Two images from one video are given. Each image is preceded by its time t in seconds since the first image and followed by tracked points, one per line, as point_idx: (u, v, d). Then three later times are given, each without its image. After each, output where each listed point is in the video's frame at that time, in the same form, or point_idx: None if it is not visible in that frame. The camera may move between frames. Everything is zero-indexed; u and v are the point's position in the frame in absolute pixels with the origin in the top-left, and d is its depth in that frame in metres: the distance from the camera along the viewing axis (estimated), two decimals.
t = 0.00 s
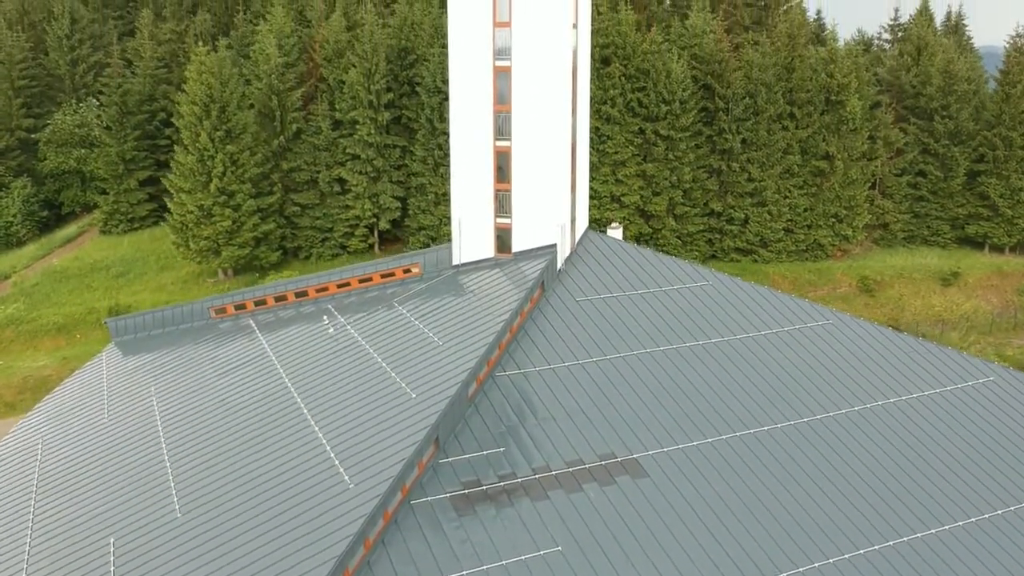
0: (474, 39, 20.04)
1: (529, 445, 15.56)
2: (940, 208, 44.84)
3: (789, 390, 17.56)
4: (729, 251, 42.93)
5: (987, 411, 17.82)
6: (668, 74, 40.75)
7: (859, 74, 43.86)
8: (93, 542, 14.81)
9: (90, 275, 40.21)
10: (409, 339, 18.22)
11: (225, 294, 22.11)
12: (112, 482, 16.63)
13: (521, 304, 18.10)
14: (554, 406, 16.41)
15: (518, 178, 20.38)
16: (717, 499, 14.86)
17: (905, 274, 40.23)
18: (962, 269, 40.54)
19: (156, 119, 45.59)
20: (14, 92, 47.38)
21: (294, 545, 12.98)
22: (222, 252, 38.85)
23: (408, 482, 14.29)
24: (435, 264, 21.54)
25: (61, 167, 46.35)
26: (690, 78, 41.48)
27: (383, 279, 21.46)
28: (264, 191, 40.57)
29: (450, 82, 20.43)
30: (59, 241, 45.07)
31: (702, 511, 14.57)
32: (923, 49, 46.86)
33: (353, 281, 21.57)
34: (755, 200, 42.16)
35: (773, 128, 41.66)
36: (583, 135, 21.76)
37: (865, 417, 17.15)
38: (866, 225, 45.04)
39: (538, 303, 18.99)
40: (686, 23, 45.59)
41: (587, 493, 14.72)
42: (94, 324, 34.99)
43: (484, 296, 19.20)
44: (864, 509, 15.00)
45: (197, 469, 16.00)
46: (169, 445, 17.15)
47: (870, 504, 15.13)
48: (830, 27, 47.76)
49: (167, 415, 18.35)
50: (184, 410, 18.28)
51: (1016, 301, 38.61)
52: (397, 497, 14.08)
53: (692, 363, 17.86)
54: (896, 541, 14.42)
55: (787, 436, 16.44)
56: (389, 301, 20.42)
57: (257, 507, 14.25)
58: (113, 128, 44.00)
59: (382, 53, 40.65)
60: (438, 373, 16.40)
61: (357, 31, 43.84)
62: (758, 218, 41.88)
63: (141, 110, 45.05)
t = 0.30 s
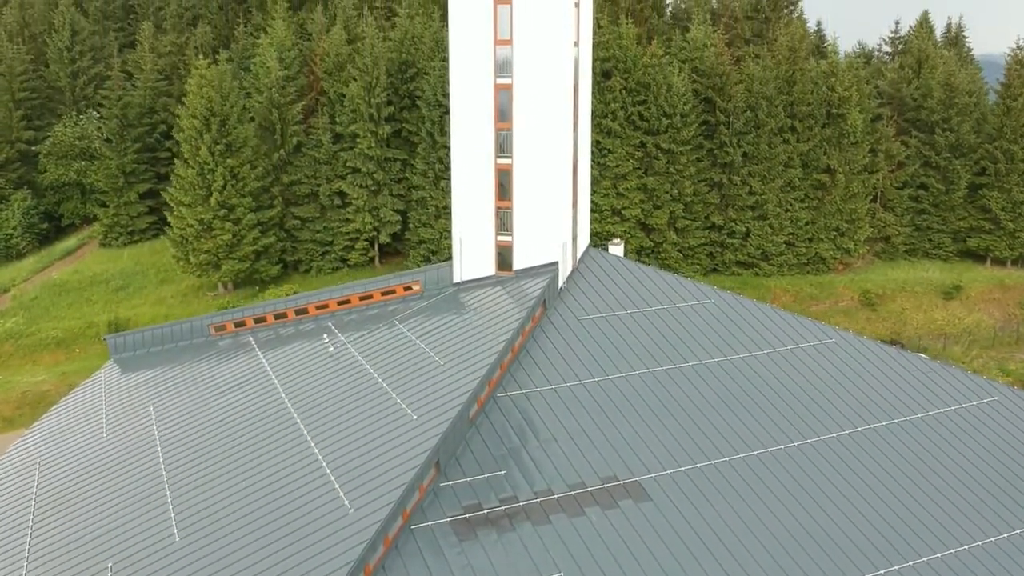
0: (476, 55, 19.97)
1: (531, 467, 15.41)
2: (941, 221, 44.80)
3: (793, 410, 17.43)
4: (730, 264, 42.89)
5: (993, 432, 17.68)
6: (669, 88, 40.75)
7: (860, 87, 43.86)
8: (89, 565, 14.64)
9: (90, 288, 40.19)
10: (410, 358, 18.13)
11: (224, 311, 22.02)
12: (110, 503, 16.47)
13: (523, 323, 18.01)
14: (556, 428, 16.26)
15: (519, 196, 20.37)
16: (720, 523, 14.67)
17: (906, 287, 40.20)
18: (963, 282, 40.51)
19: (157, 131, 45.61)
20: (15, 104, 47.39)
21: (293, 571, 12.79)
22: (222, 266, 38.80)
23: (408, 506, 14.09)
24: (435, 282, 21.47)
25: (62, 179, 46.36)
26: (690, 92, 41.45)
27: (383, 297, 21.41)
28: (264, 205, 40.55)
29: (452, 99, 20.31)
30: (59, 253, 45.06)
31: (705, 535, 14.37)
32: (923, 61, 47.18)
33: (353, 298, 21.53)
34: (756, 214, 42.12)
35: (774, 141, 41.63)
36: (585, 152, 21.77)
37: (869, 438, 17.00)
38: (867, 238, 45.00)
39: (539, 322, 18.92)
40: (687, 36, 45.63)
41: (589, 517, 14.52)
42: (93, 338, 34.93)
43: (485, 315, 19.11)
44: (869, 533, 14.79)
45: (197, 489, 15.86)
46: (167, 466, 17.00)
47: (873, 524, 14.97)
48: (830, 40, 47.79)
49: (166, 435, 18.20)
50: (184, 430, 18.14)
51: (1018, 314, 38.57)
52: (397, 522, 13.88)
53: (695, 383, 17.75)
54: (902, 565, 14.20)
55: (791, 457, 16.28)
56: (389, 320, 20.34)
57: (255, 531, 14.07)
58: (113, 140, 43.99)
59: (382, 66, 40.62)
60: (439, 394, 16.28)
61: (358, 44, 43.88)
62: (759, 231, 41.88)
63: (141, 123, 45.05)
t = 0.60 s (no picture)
0: (477, 75, 19.97)
1: (533, 493, 15.18)
2: (943, 235, 44.70)
3: (796, 433, 17.27)
4: (732, 279, 42.86)
5: (999, 455, 17.50)
6: (670, 103, 40.74)
7: (862, 102, 43.88)
8: None
9: (90, 303, 40.08)
10: (411, 380, 18.00)
11: (224, 330, 21.91)
12: (107, 527, 16.24)
13: (524, 345, 17.90)
14: (558, 453, 16.06)
15: (521, 215, 20.34)
16: (725, 551, 14.42)
17: (908, 303, 40.07)
18: (966, 297, 40.39)
19: (156, 145, 45.58)
20: (15, 117, 47.37)
21: None
22: (222, 281, 38.64)
23: (409, 535, 13.77)
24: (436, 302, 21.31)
25: (61, 193, 46.28)
26: (691, 107, 41.45)
27: (383, 316, 21.28)
28: (264, 220, 40.54)
29: (453, 119, 20.33)
30: (59, 267, 44.99)
31: (710, 563, 14.10)
32: (925, 76, 47.38)
33: (353, 318, 21.41)
34: (757, 229, 42.08)
35: (776, 156, 41.59)
36: (587, 171, 21.75)
37: (873, 462, 16.82)
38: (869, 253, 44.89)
39: (541, 342, 18.80)
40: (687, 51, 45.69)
41: (593, 545, 14.26)
42: (92, 355, 34.78)
43: (487, 335, 18.96)
44: (875, 560, 14.55)
45: (193, 515, 15.61)
46: (165, 490, 16.78)
47: (879, 551, 14.72)
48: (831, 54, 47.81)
49: (164, 458, 18.01)
50: (183, 453, 17.96)
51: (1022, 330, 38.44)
52: (398, 552, 13.55)
53: (698, 405, 17.60)
54: None
55: (795, 482, 16.08)
56: (390, 340, 20.22)
57: (253, 557, 13.81)
58: (113, 154, 43.91)
59: (383, 81, 40.60)
60: (440, 418, 16.08)
61: (359, 58, 43.91)
62: (761, 246, 41.80)
63: (141, 137, 45.00)
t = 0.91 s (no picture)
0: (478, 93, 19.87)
1: (535, 518, 14.96)
2: (946, 248, 44.55)
3: (802, 455, 17.06)
4: (733, 293, 42.63)
5: (1007, 477, 17.27)
6: (672, 116, 40.73)
7: (863, 115, 43.86)
8: None
9: (89, 316, 39.95)
10: (411, 400, 17.86)
11: (222, 348, 21.76)
12: (103, 548, 16.06)
13: (526, 365, 17.76)
14: (560, 476, 15.85)
15: (522, 233, 20.23)
16: None
17: (911, 317, 39.93)
18: (969, 311, 40.23)
19: (156, 158, 45.54)
20: (15, 128, 47.27)
21: None
22: (221, 295, 38.49)
23: (408, 562, 13.53)
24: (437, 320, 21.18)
25: (60, 205, 46.16)
26: (692, 120, 41.43)
27: (384, 334, 21.14)
28: (264, 234, 40.44)
29: (454, 137, 20.24)
30: (58, 280, 44.88)
31: None
32: (925, 88, 48.12)
33: (353, 336, 21.28)
34: (759, 242, 41.92)
35: (777, 170, 41.50)
36: (589, 189, 21.66)
37: (880, 485, 16.59)
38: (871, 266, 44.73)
39: (542, 362, 18.68)
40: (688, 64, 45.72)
41: (596, 571, 13.97)
42: (90, 369, 34.65)
43: (488, 354, 18.83)
44: None
45: (191, 538, 15.38)
46: (163, 510, 16.62)
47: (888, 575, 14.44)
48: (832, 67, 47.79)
49: (162, 478, 17.86)
50: (181, 473, 17.82)
51: None
52: None
53: (702, 427, 17.42)
54: None
55: (801, 505, 15.83)
56: (390, 359, 20.09)
57: None
58: (113, 167, 43.83)
59: (384, 94, 40.58)
60: (441, 440, 15.92)
61: (359, 71, 43.93)
62: (763, 260, 41.64)
63: (141, 149, 44.95)
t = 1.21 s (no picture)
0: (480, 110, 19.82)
1: (537, 543, 14.73)
2: (948, 261, 44.40)
3: (807, 478, 16.86)
4: (735, 306, 42.45)
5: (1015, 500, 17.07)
6: (673, 129, 40.68)
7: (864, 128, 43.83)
8: None
9: (87, 330, 39.80)
10: (411, 421, 17.70)
11: (220, 366, 21.62)
12: (98, 567, 15.91)
13: (527, 386, 17.60)
14: (562, 500, 15.66)
15: (523, 251, 20.11)
16: None
17: (913, 330, 39.82)
18: (972, 324, 40.11)
19: (156, 170, 45.46)
20: (14, 140, 47.17)
21: None
22: (220, 309, 38.30)
23: None
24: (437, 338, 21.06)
25: (60, 217, 46.04)
26: (693, 133, 41.38)
27: (383, 352, 21.00)
28: (263, 247, 40.33)
29: (455, 153, 20.06)
30: (57, 292, 44.76)
31: None
32: (927, 101, 48.12)
33: (353, 354, 21.16)
34: (761, 255, 41.75)
35: (779, 183, 41.43)
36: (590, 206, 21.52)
37: (887, 508, 16.37)
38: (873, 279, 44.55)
39: (544, 382, 18.54)
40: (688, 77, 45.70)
41: None
42: (88, 384, 34.51)
43: (489, 374, 18.69)
44: None
45: (187, 561, 15.14)
46: (159, 529, 16.47)
47: None
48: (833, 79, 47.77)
49: (158, 496, 17.71)
50: (178, 491, 17.67)
51: None
52: None
53: (706, 449, 17.24)
54: None
55: (807, 529, 15.60)
56: (390, 378, 19.93)
57: None
58: (112, 179, 43.72)
59: (384, 106, 40.53)
60: (442, 463, 15.74)
61: (359, 84, 43.92)
62: (765, 273, 41.47)
63: (141, 161, 44.85)
